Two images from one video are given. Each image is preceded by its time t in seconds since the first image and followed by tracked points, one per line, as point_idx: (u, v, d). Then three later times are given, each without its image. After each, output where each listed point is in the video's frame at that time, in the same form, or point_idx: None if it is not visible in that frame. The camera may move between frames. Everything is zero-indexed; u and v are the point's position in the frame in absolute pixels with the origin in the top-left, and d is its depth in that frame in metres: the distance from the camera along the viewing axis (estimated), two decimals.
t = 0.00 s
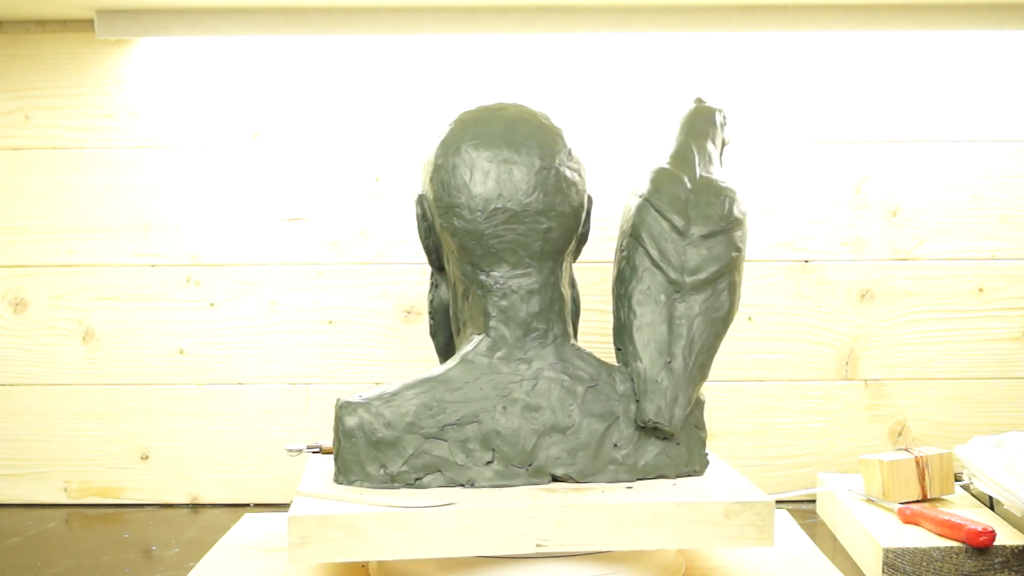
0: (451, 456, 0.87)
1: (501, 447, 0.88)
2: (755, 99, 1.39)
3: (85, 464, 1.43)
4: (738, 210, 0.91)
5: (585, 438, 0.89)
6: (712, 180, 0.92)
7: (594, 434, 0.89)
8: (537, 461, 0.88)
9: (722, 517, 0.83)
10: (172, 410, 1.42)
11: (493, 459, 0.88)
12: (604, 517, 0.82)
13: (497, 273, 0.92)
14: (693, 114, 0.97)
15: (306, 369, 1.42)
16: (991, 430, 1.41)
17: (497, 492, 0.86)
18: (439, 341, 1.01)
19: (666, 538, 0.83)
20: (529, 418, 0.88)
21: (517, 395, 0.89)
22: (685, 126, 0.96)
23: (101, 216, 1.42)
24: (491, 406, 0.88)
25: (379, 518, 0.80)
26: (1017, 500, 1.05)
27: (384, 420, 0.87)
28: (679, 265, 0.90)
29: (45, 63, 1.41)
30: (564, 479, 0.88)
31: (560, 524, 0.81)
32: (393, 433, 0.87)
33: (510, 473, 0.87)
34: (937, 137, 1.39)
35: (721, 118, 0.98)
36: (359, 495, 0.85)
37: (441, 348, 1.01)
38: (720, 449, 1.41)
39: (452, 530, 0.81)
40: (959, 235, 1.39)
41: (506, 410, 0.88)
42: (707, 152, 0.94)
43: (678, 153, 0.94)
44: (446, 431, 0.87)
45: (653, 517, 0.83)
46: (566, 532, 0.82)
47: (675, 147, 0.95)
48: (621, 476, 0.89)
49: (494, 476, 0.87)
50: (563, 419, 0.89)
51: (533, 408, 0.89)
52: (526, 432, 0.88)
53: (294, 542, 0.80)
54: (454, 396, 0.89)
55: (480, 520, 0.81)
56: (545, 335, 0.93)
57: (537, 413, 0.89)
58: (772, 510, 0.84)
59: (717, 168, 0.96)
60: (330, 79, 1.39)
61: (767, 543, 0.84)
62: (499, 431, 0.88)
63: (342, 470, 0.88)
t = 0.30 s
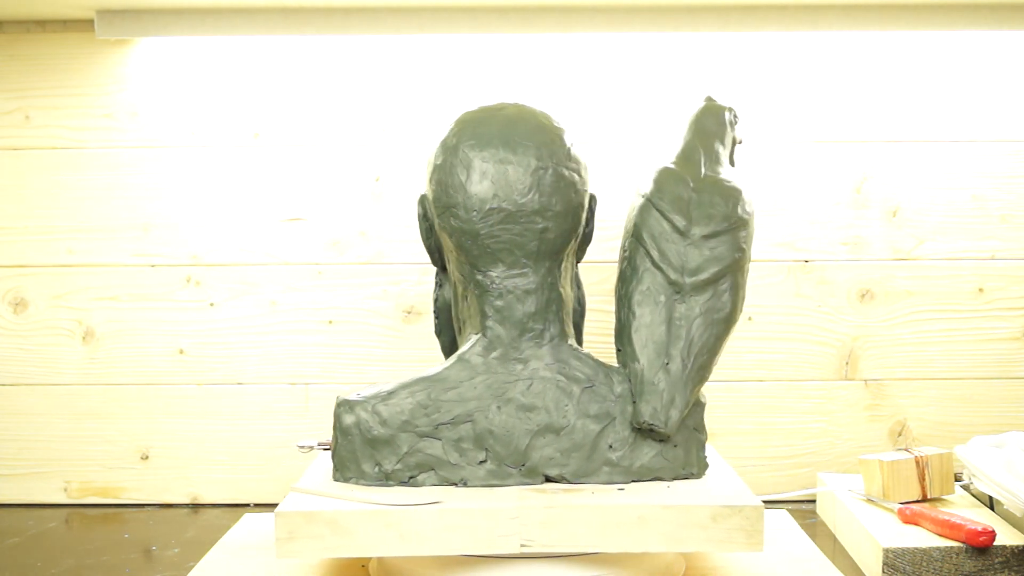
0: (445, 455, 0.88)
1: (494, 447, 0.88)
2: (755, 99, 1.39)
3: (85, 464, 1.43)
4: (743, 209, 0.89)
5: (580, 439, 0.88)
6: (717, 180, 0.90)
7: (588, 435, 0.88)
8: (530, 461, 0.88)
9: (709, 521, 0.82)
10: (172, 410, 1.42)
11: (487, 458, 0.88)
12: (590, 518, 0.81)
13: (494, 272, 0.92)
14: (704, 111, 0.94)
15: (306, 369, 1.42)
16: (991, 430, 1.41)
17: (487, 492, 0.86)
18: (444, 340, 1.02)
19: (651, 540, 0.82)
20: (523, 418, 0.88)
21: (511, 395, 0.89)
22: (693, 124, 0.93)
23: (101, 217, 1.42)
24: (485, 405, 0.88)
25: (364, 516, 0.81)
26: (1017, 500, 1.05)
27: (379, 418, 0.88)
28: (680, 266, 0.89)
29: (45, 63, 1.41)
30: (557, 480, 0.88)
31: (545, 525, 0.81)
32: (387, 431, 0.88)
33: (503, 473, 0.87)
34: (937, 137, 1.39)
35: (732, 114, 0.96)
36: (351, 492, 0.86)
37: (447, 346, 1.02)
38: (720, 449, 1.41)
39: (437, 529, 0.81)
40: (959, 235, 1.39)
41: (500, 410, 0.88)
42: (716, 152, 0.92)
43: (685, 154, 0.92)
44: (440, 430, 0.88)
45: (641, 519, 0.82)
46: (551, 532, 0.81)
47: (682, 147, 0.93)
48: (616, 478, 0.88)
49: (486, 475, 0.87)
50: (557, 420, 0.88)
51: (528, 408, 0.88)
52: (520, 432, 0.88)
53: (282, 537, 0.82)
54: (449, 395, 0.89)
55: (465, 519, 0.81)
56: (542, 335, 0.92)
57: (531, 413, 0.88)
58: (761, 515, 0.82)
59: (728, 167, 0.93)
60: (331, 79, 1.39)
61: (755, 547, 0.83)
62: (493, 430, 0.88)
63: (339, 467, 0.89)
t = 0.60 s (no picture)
0: (439, 454, 0.88)
1: (488, 446, 0.88)
2: (755, 99, 1.39)
3: (85, 464, 1.43)
4: (746, 210, 0.88)
5: (574, 440, 0.88)
6: (721, 180, 0.89)
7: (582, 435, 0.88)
8: (524, 461, 0.88)
9: (696, 524, 0.80)
10: (173, 410, 1.42)
11: (480, 457, 0.88)
12: (574, 519, 0.81)
13: (491, 272, 0.92)
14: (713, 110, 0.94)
15: (306, 369, 1.42)
16: (991, 430, 1.40)
17: (479, 492, 0.86)
18: (449, 339, 1.02)
19: (637, 543, 0.81)
20: (517, 418, 0.88)
21: (506, 395, 0.89)
22: (699, 124, 0.93)
23: (101, 217, 1.42)
24: (480, 405, 0.88)
25: (352, 513, 0.82)
26: (1017, 500, 1.05)
27: (375, 417, 0.88)
28: (679, 266, 0.88)
29: (45, 63, 1.41)
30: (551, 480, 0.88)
31: (531, 525, 0.81)
32: (383, 430, 0.88)
33: (496, 473, 0.88)
34: (937, 137, 1.39)
35: (741, 114, 0.95)
36: (344, 489, 0.86)
37: (452, 345, 1.02)
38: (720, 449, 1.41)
39: (423, 527, 0.81)
40: (959, 235, 1.39)
41: (494, 409, 0.88)
42: (723, 153, 0.92)
43: (691, 154, 0.92)
44: (435, 429, 0.88)
45: (626, 521, 0.81)
46: (535, 532, 0.81)
47: (689, 148, 0.93)
48: (610, 479, 0.88)
49: (479, 475, 0.88)
50: (551, 420, 0.88)
51: (522, 408, 0.88)
52: (513, 432, 0.88)
53: (271, 531, 0.83)
54: (444, 394, 0.89)
55: (451, 518, 0.81)
56: (538, 334, 0.92)
57: (526, 413, 0.88)
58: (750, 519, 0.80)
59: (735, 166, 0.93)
60: (331, 78, 1.39)
61: (743, 552, 0.81)
62: (486, 429, 0.88)
63: (337, 465, 0.90)
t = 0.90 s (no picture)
0: (435, 453, 0.88)
1: (482, 446, 0.88)
2: (756, 99, 1.39)
3: (85, 464, 1.43)
4: (748, 211, 0.88)
5: (567, 441, 0.87)
6: (725, 181, 0.89)
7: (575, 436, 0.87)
8: (517, 461, 0.87)
9: (680, 527, 0.79)
10: (173, 410, 1.42)
11: (474, 457, 0.88)
12: (558, 520, 0.80)
13: (487, 272, 0.92)
14: (719, 109, 0.93)
15: (306, 369, 1.42)
16: (991, 430, 1.40)
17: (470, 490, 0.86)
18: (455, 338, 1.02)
19: (621, 545, 0.80)
20: (510, 418, 0.88)
21: (500, 395, 0.89)
22: (706, 124, 0.92)
23: (101, 217, 1.42)
24: (475, 405, 0.88)
25: (341, 510, 0.82)
26: (1017, 500, 1.05)
27: (372, 415, 0.89)
28: (678, 267, 0.88)
29: (45, 63, 1.41)
30: (543, 481, 0.87)
31: (516, 525, 0.81)
32: (379, 428, 0.89)
33: (490, 472, 0.87)
34: (937, 137, 1.39)
35: (750, 114, 0.94)
36: (338, 487, 0.87)
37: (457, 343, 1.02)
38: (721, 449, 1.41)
39: (410, 526, 0.81)
40: (958, 236, 1.39)
41: (488, 409, 0.88)
42: (731, 155, 0.91)
43: (697, 155, 0.91)
44: (430, 428, 0.88)
45: (610, 523, 0.80)
46: (520, 533, 0.81)
47: (695, 148, 0.92)
48: (603, 480, 0.87)
49: (473, 475, 0.88)
50: (545, 420, 0.87)
51: (516, 408, 0.88)
52: (507, 432, 0.87)
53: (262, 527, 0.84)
54: (439, 393, 0.89)
55: (437, 517, 0.81)
56: (534, 335, 0.92)
57: (520, 413, 0.88)
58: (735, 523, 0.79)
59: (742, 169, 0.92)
60: (331, 78, 1.39)
61: (729, 556, 0.79)
62: (480, 429, 0.88)
63: (336, 462, 0.91)
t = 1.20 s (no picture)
0: (430, 452, 0.89)
1: (477, 445, 0.88)
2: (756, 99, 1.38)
3: (85, 464, 1.43)
4: (749, 211, 0.86)
5: (561, 441, 0.87)
6: (726, 181, 0.87)
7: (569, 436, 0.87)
8: (511, 461, 0.87)
9: (664, 530, 0.78)
10: (173, 410, 1.42)
11: (469, 456, 0.88)
12: (542, 520, 0.80)
13: (484, 272, 0.92)
14: (725, 108, 0.91)
15: (306, 369, 1.42)
16: (991, 430, 1.40)
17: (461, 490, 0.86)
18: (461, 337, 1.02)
19: (605, 547, 0.79)
20: (505, 418, 0.88)
21: (495, 395, 0.89)
22: (711, 123, 0.91)
23: (101, 217, 1.42)
24: (470, 404, 0.89)
25: (331, 506, 0.83)
26: (1017, 500, 1.05)
27: (371, 414, 0.90)
28: (675, 267, 0.87)
29: (45, 63, 1.41)
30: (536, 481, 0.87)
31: (501, 525, 0.80)
32: (377, 426, 0.90)
33: (484, 471, 0.88)
34: (937, 137, 1.39)
35: (757, 112, 0.92)
36: (333, 485, 0.88)
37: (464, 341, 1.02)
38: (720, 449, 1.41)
39: (398, 523, 0.81)
40: (959, 236, 1.39)
41: (483, 408, 0.88)
42: (735, 156, 0.90)
43: (700, 155, 0.90)
44: (426, 427, 0.89)
45: (594, 524, 0.79)
46: (505, 533, 0.80)
47: (700, 147, 0.91)
48: (596, 481, 0.86)
49: (467, 473, 0.88)
50: (540, 420, 0.87)
51: (511, 408, 0.88)
52: (501, 431, 0.88)
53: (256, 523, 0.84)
54: (435, 392, 0.89)
55: (424, 515, 0.81)
56: (531, 334, 0.91)
57: (515, 413, 0.88)
58: (719, 527, 0.77)
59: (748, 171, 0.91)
60: (331, 78, 1.39)
61: (713, 561, 0.78)
62: (475, 428, 0.88)
63: (336, 459, 0.92)
